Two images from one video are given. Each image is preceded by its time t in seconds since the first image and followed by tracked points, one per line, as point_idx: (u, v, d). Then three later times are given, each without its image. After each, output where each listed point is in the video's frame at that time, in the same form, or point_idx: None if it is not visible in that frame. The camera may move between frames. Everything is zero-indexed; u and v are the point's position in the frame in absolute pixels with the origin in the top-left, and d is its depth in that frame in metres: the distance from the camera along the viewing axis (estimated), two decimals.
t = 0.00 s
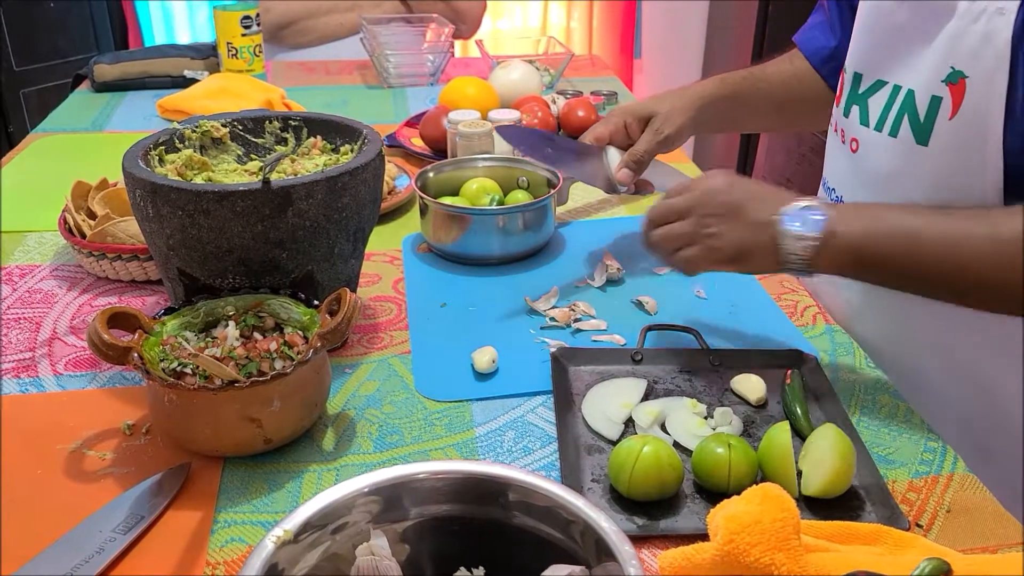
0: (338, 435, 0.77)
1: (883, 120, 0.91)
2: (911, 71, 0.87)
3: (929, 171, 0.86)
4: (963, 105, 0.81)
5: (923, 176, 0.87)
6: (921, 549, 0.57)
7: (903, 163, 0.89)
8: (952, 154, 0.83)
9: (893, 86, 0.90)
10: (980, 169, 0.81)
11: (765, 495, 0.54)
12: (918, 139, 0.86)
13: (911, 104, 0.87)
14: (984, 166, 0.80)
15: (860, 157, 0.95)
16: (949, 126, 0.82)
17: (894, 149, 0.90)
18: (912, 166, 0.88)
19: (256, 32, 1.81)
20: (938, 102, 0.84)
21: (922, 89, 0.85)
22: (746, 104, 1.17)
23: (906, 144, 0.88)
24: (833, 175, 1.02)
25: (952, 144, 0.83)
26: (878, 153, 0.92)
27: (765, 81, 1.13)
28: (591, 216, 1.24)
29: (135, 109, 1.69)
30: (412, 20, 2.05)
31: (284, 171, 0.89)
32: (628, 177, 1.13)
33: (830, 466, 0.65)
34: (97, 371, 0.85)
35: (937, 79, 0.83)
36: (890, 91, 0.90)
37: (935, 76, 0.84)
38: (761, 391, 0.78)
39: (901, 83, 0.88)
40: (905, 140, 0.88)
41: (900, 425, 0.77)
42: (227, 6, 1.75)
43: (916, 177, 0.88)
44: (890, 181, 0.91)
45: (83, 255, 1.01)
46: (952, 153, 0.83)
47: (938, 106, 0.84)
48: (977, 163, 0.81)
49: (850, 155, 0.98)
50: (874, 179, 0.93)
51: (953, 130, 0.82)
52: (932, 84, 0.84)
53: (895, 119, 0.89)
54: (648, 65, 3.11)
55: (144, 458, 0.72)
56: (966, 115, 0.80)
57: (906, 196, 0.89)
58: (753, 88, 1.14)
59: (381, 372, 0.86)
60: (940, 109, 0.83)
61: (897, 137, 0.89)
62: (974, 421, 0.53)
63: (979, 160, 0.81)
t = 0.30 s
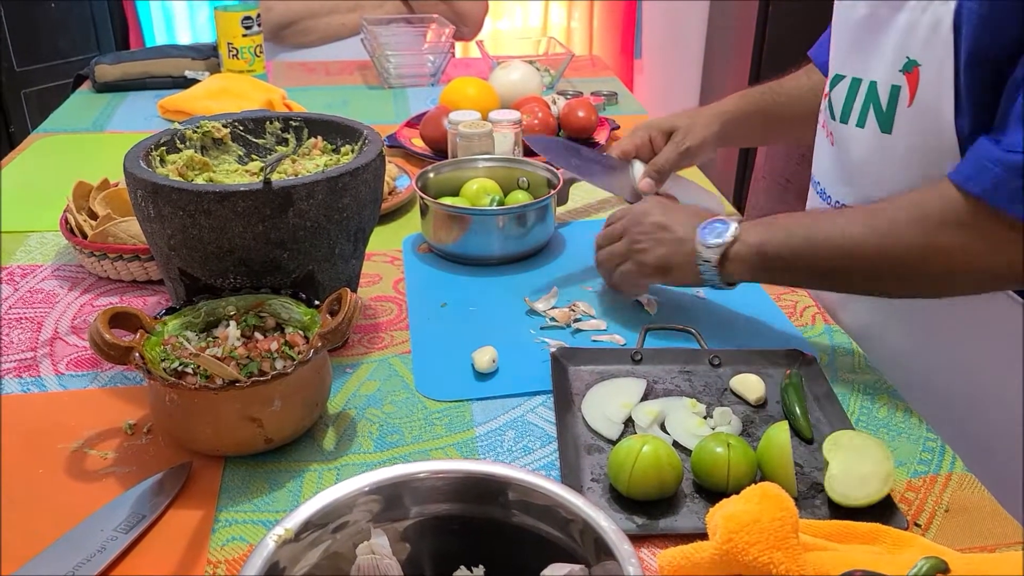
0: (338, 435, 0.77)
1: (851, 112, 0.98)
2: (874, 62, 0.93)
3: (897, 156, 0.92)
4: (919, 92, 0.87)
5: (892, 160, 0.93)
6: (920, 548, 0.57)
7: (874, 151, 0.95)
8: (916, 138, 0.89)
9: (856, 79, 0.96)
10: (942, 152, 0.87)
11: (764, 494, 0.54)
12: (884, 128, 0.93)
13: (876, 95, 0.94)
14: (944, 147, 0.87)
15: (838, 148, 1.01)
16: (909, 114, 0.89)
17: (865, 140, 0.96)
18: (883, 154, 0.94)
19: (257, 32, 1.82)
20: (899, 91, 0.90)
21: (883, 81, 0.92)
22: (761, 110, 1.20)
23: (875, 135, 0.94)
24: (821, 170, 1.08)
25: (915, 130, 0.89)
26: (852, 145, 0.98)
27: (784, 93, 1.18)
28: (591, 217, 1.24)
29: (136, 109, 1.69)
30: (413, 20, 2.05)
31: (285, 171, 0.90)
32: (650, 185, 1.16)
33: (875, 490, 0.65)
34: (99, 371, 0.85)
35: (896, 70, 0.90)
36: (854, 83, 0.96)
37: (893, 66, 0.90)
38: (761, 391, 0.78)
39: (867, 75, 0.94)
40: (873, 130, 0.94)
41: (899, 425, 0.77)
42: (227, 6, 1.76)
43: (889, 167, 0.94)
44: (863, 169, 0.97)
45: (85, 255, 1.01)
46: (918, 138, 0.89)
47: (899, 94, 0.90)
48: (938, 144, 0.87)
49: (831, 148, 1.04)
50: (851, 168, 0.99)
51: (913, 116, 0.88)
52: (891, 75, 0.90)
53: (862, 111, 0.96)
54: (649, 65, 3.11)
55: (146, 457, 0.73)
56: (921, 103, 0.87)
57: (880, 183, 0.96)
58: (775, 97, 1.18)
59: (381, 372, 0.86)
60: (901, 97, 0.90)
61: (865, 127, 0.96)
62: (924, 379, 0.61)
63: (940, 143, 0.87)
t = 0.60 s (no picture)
0: (337, 431, 0.77)
1: (847, 104, 1.03)
2: (868, 54, 0.99)
3: (896, 143, 0.98)
4: (918, 81, 0.93)
5: (889, 147, 0.99)
6: (915, 543, 0.57)
7: (871, 138, 1.01)
8: (914, 126, 0.95)
9: (850, 71, 1.01)
10: (941, 139, 0.93)
11: (760, 488, 0.55)
12: (881, 116, 0.99)
13: (872, 85, 0.99)
14: (945, 133, 0.93)
15: (830, 139, 1.06)
16: (908, 102, 0.95)
17: (863, 129, 1.01)
18: (881, 140, 1.00)
19: (257, 31, 1.82)
20: (897, 80, 0.96)
21: (879, 71, 0.98)
22: (755, 112, 1.22)
23: (872, 124, 1.00)
24: (806, 164, 1.14)
25: (914, 118, 0.95)
26: (848, 134, 1.03)
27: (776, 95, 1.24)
28: (590, 215, 1.25)
29: (136, 107, 1.69)
30: (413, 19, 2.06)
31: (284, 168, 0.90)
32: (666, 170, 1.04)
33: (872, 482, 0.65)
34: (98, 367, 0.86)
35: (893, 59, 0.96)
36: (848, 76, 1.02)
37: (891, 56, 0.96)
38: (759, 386, 0.78)
39: (859, 68, 1.00)
40: (870, 119, 1.00)
41: (896, 421, 0.77)
42: (227, 5, 1.76)
43: (888, 152, 1.00)
44: (860, 158, 1.03)
45: (85, 252, 1.01)
46: (915, 125, 0.95)
47: (897, 83, 0.96)
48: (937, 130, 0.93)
49: (819, 141, 1.09)
50: (845, 159, 1.05)
51: (912, 105, 0.94)
52: (888, 65, 0.96)
53: (858, 102, 1.01)
54: (649, 65, 3.11)
55: (145, 452, 0.73)
56: (920, 91, 0.93)
57: (878, 170, 1.02)
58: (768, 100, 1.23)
59: (380, 368, 0.86)
60: (898, 87, 0.96)
61: (862, 117, 1.01)
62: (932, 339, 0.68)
63: (941, 130, 0.93)
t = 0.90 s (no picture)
0: (337, 431, 0.77)
1: (848, 105, 1.02)
2: (870, 55, 0.99)
3: (897, 145, 0.98)
4: (923, 81, 0.93)
5: (891, 150, 0.99)
6: (914, 542, 0.57)
7: (872, 140, 1.01)
8: (918, 127, 0.95)
9: (852, 72, 1.01)
10: (946, 140, 0.94)
11: (759, 488, 0.55)
12: (883, 117, 0.99)
13: (874, 86, 0.99)
14: (948, 134, 0.93)
15: (830, 139, 1.06)
16: (912, 103, 0.95)
17: (864, 130, 1.01)
18: (884, 142, 1.00)
19: (257, 31, 1.82)
20: (899, 81, 0.96)
21: (882, 72, 0.98)
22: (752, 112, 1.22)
23: (875, 125, 1.00)
24: (803, 164, 1.13)
25: (916, 119, 0.95)
26: (848, 135, 1.03)
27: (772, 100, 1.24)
28: (590, 215, 1.25)
29: (136, 108, 1.69)
30: (413, 20, 2.06)
31: (284, 168, 0.90)
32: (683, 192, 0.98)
33: (871, 477, 0.65)
34: (99, 367, 0.86)
35: (896, 60, 0.96)
36: (849, 76, 1.01)
37: (895, 57, 0.96)
38: (758, 386, 0.79)
39: (860, 69, 1.00)
40: (872, 120, 1.00)
41: (895, 421, 0.77)
42: (228, 5, 1.76)
43: (892, 153, 0.99)
44: (862, 159, 1.02)
45: (85, 252, 1.02)
46: (920, 126, 0.95)
47: (900, 84, 0.96)
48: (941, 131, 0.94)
49: (818, 141, 1.09)
50: (846, 160, 1.04)
51: (916, 106, 0.95)
52: (891, 66, 0.96)
53: (859, 103, 1.01)
54: (647, 65, 3.10)
55: (146, 452, 0.73)
56: (926, 90, 0.93)
57: (879, 172, 1.01)
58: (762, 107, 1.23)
59: (380, 368, 0.87)
60: (902, 88, 0.96)
61: (863, 118, 1.01)
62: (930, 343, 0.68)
63: (946, 131, 0.93)
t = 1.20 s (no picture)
0: (342, 430, 0.77)
1: (848, 106, 1.01)
2: (870, 57, 0.97)
3: (895, 148, 0.96)
4: (919, 86, 0.91)
5: (889, 153, 0.97)
6: (922, 540, 0.57)
7: (870, 143, 0.99)
8: (915, 132, 0.94)
9: (853, 74, 0.99)
10: (941, 147, 0.92)
11: (767, 486, 0.54)
12: (881, 121, 0.97)
13: (873, 89, 0.97)
14: (944, 140, 0.92)
15: (831, 142, 1.05)
16: (909, 108, 0.93)
17: (863, 133, 0.99)
18: (883, 145, 0.98)
19: (259, 30, 1.82)
20: (897, 84, 0.94)
21: (880, 75, 0.96)
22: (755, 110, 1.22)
23: (873, 129, 0.98)
24: (808, 165, 1.12)
25: (913, 123, 0.93)
26: (849, 139, 1.02)
27: (776, 91, 1.20)
28: (594, 214, 1.25)
29: (138, 107, 1.69)
30: (415, 19, 2.05)
31: (289, 167, 0.90)
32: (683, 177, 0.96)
33: (879, 475, 0.65)
34: (103, 366, 0.85)
35: (895, 63, 0.94)
36: (851, 76, 1.00)
37: (893, 59, 0.94)
38: (764, 385, 0.78)
39: (860, 71, 0.98)
40: (870, 122, 0.98)
41: (901, 420, 0.77)
42: (230, 5, 1.76)
43: (889, 157, 0.98)
44: (860, 161, 1.01)
45: (89, 251, 1.01)
46: (918, 131, 0.93)
47: (898, 87, 0.94)
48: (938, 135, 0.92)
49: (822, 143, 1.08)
50: (846, 161, 1.03)
51: (912, 110, 0.93)
52: (889, 69, 0.94)
53: (859, 106, 1.00)
54: (649, 64, 3.09)
55: (151, 451, 0.73)
56: (922, 94, 0.91)
57: (878, 174, 1.00)
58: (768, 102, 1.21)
59: (384, 367, 0.86)
60: (899, 92, 0.94)
61: (862, 121, 0.99)
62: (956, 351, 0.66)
63: (942, 136, 0.91)
